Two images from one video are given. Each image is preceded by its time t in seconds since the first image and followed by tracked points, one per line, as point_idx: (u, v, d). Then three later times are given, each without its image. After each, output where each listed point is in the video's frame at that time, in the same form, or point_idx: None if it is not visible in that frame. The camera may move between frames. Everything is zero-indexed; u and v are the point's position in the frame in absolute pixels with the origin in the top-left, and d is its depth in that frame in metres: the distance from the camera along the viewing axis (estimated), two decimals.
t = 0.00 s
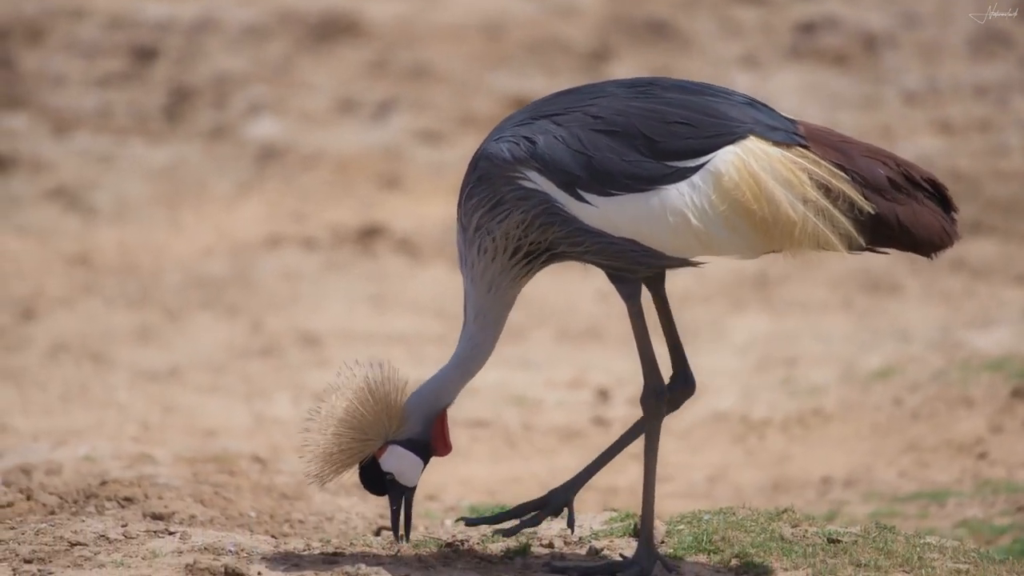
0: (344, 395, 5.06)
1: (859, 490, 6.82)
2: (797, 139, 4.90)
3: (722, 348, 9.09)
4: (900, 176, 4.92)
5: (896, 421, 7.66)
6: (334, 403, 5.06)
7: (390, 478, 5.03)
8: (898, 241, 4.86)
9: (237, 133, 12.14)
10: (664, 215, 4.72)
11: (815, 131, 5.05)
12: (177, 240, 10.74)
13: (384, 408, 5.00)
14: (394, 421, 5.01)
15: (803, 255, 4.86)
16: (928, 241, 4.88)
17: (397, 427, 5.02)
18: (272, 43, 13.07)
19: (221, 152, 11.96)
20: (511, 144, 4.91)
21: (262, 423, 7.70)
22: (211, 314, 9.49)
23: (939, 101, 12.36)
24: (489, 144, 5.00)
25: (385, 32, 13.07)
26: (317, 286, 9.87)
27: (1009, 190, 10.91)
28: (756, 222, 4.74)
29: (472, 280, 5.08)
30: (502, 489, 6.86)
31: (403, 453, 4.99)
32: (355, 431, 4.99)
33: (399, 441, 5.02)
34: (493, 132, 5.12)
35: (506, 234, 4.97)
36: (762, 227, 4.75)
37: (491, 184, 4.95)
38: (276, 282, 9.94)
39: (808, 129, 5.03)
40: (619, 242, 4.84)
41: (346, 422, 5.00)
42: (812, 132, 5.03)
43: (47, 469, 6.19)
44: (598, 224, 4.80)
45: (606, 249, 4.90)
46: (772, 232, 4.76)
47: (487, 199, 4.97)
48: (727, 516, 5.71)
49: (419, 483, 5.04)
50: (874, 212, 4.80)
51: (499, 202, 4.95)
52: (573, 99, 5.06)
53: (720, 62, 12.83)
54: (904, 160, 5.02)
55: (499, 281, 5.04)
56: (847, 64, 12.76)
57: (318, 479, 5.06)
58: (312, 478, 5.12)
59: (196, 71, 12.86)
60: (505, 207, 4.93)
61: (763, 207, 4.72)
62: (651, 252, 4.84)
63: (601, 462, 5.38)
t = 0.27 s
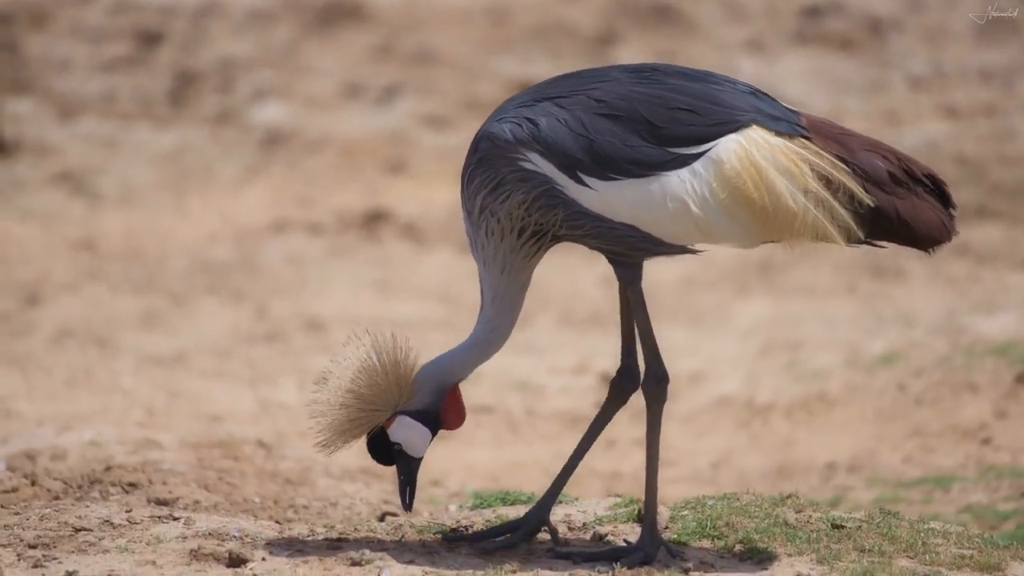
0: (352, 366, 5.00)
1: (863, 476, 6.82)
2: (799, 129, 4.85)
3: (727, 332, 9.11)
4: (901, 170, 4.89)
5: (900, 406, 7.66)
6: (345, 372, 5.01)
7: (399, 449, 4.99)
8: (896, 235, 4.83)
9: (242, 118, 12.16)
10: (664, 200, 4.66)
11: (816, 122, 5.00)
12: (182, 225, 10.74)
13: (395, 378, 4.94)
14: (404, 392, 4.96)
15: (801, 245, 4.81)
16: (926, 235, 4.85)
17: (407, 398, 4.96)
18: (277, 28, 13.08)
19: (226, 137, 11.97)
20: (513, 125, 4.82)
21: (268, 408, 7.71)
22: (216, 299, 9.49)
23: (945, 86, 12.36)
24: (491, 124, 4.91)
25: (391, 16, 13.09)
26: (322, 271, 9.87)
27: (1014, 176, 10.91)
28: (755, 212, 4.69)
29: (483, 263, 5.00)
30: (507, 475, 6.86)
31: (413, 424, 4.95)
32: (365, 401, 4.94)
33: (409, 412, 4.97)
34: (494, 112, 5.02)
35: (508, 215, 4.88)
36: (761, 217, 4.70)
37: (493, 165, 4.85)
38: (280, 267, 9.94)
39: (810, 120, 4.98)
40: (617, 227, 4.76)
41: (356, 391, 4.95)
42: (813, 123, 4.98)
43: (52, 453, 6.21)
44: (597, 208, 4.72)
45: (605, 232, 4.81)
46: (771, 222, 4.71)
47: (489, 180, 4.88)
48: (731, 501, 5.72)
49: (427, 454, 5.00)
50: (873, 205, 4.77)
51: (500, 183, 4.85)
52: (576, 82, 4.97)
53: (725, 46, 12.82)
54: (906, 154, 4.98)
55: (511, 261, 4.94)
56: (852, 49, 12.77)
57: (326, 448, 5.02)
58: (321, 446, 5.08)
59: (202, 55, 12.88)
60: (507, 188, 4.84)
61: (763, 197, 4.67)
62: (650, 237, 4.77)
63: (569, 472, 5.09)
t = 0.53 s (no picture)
0: (353, 339, 4.90)
1: (864, 463, 6.82)
2: (796, 125, 4.74)
3: (729, 320, 9.10)
4: (896, 169, 4.79)
5: (902, 393, 7.65)
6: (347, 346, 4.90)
7: (401, 425, 4.86)
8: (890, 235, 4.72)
9: (244, 106, 12.19)
10: (660, 190, 4.51)
11: (812, 118, 4.88)
12: (184, 213, 10.74)
13: (398, 351, 4.84)
14: (407, 365, 4.85)
15: (795, 242, 4.68)
16: (919, 236, 4.75)
17: (409, 372, 4.84)
18: (279, 17, 13.14)
19: (228, 125, 11.98)
20: (511, 109, 4.71)
21: (270, 395, 7.72)
22: (218, 287, 9.49)
23: (947, 73, 12.36)
24: (488, 108, 4.79)
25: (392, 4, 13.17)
26: (323, 259, 9.86)
27: (1016, 163, 10.89)
28: (751, 206, 4.56)
29: (485, 248, 4.87)
30: (508, 462, 6.87)
31: (415, 399, 4.82)
32: (368, 374, 4.83)
33: (412, 386, 4.84)
34: (491, 97, 4.90)
35: (505, 199, 4.74)
36: (756, 211, 4.57)
37: (489, 149, 4.73)
38: (282, 255, 9.94)
39: (806, 115, 4.87)
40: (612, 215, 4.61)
41: (358, 364, 4.84)
42: (810, 120, 4.86)
43: (54, 441, 6.21)
44: (593, 196, 4.57)
45: (601, 221, 4.66)
46: (765, 217, 4.58)
47: (485, 164, 4.75)
48: (733, 489, 5.70)
49: (428, 430, 4.87)
50: (868, 203, 4.66)
51: (497, 168, 4.73)
52: (576, 69, 4.86)
53: (726, 35, 12.82)
54: (901, 154, 4.88)
55: (514, 243, 4.80)
56: (854, 37, 12.78)
57: (327, 425, 4.89)
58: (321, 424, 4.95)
59: (204, 44, 12.92)
60: (503, 173, 4.71)
61: (759, 191, 4.54)
62: (643, 227, 4.61)
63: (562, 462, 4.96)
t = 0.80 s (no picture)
0: (350, 324, 4.92)
1: (866, 452, 6.82)
2: (792, 119, 4.71)
3: (730, 310, 9.09)
4: (890, 166, 4.77)
5: (903, 383, 7.65)
6: (341, 334, 4.91)
7: (400, 409, 4.86)
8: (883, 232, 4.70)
9: (245, 95, 12.19)
10: (655, 181, 4.49)
11: (807, 113, 4.86)
12: (185, 202, 10.72)
13: (392, 335, 4.85)
14: (402, 349, 4.85)
15: (788, 237, 4.66)
16: (912, 234, 4.73)
17: (405, 356, 4.84)
18: (279, 7, 13.22)
19: (229, 114, 11.97)
20: (509, 97, 4.69)
21: (271, 385, 7.72)
22: (219, 277, 9.48)
23: (947, 63, 12.36)
24: (486, 94, 4.78)
25: None
26: (324, 249, 9.85)
27: (1018, 152, 10.88)
28: (746, 200, 4.53)
29: (482, 234, 4.85)
30: (509, 452, 6.86)
31: (413, 382, 4.82)
32: (363, 360, 4.84)
33: (409, 370, 4.84)
34: (488, 83, 4.88)
35: (500, 186, 4.73)
36: (751, 204, 4.54)
37: (486, 135, 4.71)
38: (283, 244, 9.93)
39: (802, 110, 4.84)
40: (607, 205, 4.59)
41: (354, 351, 4.85)
42: (805, 114, 4.84)
43: (55, 430, 6.20)
44: (589, 185, 4.56)
45: (595, 210, 4.65)
46: (760, 211, 4.56)
47: (481, 151, 4.74)
48: (734, 478, 5.70)
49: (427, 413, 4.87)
50: (862, 199, 4.64)
51: (493, 154, 4.71)
52: (574, 58, 4.84)
53: (727, 24, 12.80)
54: (895, 151, 4.86)
55: (512, 229, 4.78)
56: (854, 26, 12.78)
57: (327, 415, 4.89)
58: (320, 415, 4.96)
59: (204, 34, 12.94)
60: (499, 160, 4.70)
61: (755, 184, 4.51)
62: (638, 217, 4.59)
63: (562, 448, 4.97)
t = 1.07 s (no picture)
0: (343, 304, 4.87)
1: (867, 441, 6.82)
2: (788, 109, 4.69)
3: (731, 299, 9.08)
4: (885, 158, 4.74)
5: (905, 372, 7.64)
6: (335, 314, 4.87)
7: (395, 388, 4.86)
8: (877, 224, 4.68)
9: (247, 84, 12.19)
10: (650, 170, 4.48)
11: (803, 103, 4.84)
12: (186, 191, 10.71)
13: (387, 317, 4.82)
14: (397, 330, 4.84)
15: (782, 227, 4.64)
16: (906, 226, 4.71)
17: (400, 337, 4.84)
18: None
19: (231, 103, 11.97)
20: (505, 83, 4.66)
21: (272, 373, 7.72)
22: (221, 266, 9.47)
23: (950, 51, 12.34)
24: (481, 81, 4.74)
25: None
26: (326, 238, 9.84)
27: (1020, 141, 10.86)
28: (740, 189, 4.52)
29: (479, 220, 4.84)
30: (511, 440, 6.86)
31: (408, 361, 4.83)
32: (358, 342, 4.82)
33: (403, 349, 4.84)
34: (483, 70, 4.85)
35: (496, 173, 4.71)
36: (745, 194, 4.52)
37: (481, 122, 4.68)
38: (284, 233, 9.92)
39: (798, 100, 4.82)
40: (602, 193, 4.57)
41: (349, 332, 4.82)
42: (801, 105, 4.82)
43: (57, 419, 6.21)
44: (584, 173, 4.54)
45: (591, 198, 4.63)
46: (754, 200, 4.54)
47: (477, 137, 4.71)
48: (736, 466, 5.69)
49: (422, 392, 4.87)
50: (856, 191, 4.62)
51: (488, 141, 4.68)
52: (571, 45, 4.81)
53: (730, 12, 12.76)
54: (891, 142, 4.84)
55: (509, 215, 4.77)
56: (856, 14, 12.77)
57: (322, 396, 4.88)
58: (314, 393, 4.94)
59: (206, 22, 12.94)
60: (495, 147, 4.67)
61: (749, 175, 4.50)
62: (632, 206, 4.58)
63: (559, 438, 4.94)
